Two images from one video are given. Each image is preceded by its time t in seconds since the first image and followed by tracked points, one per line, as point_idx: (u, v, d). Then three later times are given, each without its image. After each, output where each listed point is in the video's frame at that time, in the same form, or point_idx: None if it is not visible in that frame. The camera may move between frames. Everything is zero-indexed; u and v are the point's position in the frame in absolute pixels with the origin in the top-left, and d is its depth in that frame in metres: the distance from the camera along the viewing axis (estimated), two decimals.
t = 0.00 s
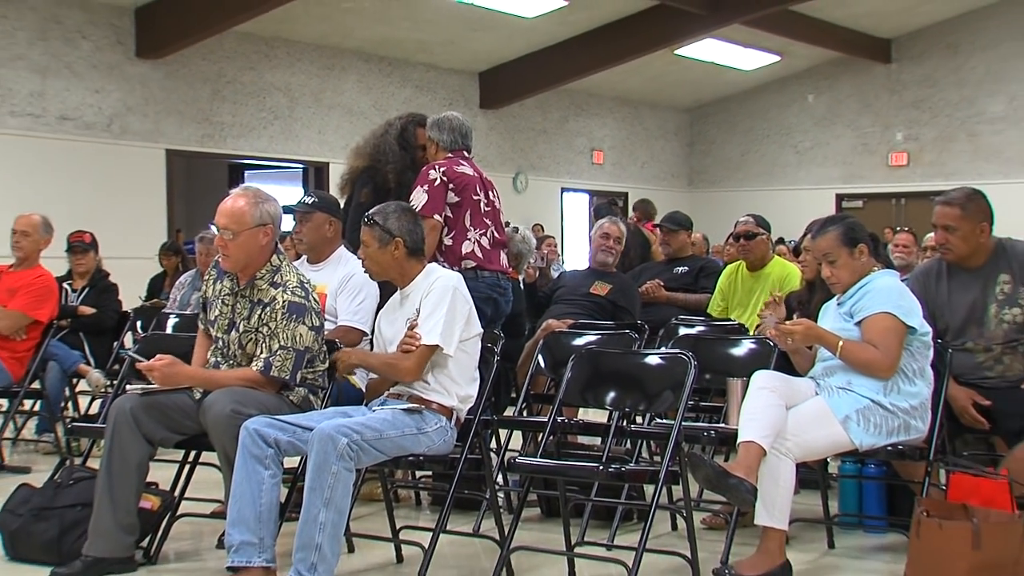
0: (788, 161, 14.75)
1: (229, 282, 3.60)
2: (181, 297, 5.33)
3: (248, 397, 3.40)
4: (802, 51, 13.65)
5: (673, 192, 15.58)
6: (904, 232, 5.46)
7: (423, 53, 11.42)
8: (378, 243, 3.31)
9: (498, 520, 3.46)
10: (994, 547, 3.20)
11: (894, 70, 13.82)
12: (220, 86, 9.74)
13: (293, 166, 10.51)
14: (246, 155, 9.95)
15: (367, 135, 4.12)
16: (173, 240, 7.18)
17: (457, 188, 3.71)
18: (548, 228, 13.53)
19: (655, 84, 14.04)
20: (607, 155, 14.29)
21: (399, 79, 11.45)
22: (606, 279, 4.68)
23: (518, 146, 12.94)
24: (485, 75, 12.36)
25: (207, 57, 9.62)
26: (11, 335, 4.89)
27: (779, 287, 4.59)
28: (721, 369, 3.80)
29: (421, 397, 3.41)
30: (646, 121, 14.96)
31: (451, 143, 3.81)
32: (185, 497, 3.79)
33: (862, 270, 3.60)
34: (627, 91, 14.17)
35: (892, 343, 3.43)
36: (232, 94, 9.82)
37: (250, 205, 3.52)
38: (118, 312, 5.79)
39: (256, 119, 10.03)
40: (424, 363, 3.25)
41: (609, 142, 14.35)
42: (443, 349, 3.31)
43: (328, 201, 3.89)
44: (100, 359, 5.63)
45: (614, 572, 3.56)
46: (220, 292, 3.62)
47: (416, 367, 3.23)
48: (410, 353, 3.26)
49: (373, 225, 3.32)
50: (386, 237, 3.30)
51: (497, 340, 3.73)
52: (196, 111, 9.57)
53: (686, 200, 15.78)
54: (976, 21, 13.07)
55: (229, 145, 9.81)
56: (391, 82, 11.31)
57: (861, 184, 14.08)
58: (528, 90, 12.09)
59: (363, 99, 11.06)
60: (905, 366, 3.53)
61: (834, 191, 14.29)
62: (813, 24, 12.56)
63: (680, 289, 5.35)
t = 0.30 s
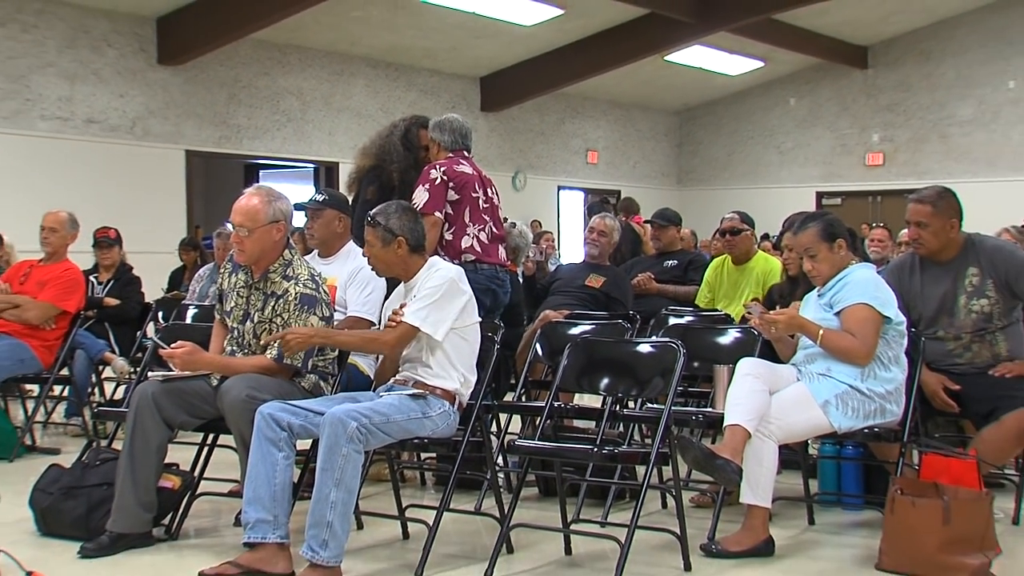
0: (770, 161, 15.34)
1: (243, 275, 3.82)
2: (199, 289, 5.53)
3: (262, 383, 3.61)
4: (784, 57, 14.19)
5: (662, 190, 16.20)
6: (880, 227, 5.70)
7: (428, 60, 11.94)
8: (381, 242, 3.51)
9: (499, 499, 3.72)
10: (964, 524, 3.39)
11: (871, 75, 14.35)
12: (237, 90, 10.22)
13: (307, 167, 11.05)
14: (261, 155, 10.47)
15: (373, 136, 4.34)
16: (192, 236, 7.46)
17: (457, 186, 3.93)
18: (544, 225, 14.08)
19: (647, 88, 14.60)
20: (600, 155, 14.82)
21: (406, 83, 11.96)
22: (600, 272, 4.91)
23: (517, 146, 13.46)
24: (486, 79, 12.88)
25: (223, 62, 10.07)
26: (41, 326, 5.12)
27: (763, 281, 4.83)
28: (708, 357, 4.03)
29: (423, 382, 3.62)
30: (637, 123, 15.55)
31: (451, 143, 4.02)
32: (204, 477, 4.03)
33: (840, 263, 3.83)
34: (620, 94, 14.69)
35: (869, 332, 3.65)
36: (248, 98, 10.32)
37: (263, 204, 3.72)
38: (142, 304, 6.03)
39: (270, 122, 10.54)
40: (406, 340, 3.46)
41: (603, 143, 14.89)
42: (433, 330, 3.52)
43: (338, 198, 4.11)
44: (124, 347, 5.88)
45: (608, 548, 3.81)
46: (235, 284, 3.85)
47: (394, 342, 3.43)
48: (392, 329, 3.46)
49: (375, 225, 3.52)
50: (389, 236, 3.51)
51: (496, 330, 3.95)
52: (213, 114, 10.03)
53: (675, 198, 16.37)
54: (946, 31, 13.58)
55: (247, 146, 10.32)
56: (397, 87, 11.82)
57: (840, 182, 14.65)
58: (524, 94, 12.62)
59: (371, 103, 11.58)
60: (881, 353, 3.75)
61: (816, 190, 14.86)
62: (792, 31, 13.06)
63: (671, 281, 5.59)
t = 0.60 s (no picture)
0: (754, 162, 15.87)
1: (260, 269, 4.08)
2: (219, 282, 5.79)
3: (279, 370, 3.87)
4: (767, 66, 14.63)
5: (654, 189, 16.69)
6: (857, 224, 5.98)
7: (433, 68, 12.37)
8: (387, 238, 3.76)
9: (500, 479, 4.00)
10: (932, 501, 3.62)
11: (845, 84, 14.91)
12: (254, 96, 10.59)
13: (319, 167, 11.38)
14: (276, 155, 10.84)
15: (381, 136, 4.60)
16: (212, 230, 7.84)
17: (461, 185, 4.18)
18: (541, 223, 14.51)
19: (640, 93, 15.07)
20: (595, 156, 15.25)
21: (413, 89, 12.38)
22: (594, 266, 5.16)
23: (517, 148, 13.88)
24: (489, 85, 13.30)
25: (246, 67, 10.47)
26: (72, 315, 5.39)
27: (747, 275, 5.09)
28: (696, 346, 4.29)
29: (434, 370, 3.88)
30: (629, 126, 16.01)
31: (455, 144, 4.27)
32: (223, 458, 4.29)
33: (821, 257, 4.09)
34: (614, 99, 15.13)
35: (846, 323, 3.90)
36: (263, 102, 10.69)
37: (279, 202, 3.96)
38: (164, 295, 6.34)
39: (287, 126, 10.96)
40: (431, 339, 3.71)
41: (597, 145, 15.31)
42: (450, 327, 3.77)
43: (348, 196, 4.37)
44: (149, 335, 6.22)
45: (601, 524, 4.08)
46: (252, 277, 4.10)
47: (422, 342, 3.68)
48: (418, 332, 3.70)
49: (382, 222, 3.76)
50: (395, 233, 3.75)
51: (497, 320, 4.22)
52: (234, 118, 10.40)
53: (666, 197, 16.85)
54: (916, 42, 14.14)
55: (263, 148, 10.69)
56: (405, 92, 12.24)
57: (815, 183, 15.22)
58: (524, 99, 13.03)
59: (381, 108, 12.03)
60: (857, 341, 4.01)
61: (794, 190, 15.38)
62: (778, 41, 13.50)
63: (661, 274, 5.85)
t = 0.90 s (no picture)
0: (738, 165, 16.36)
1: (277, 264, 4.37)
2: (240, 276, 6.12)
3: (296, 359, 4.16)
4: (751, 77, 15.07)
5: (645, 192, 17.14)
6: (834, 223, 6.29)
7: (438, 77, 12.81)
8: (399, 234, 4.06)
9: (500, 460, 4.31)
10: (902, 481, 3.90)
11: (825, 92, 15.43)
12: (275, 103, 11.14)
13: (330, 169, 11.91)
14: (292, 158, 11.36)
15: (390, 141, 4.90)
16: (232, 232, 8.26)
17: (466, 186, 4.48)
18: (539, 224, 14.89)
19: (632, 102, 15.56)
20: (591, 160, 15.66)
21: (420, 97, 12.83)
22: (589, 262, 5.46)
23: (518, 151, 14.27)
24: (492, 92, 13.69)
25: (264, 77, 10.98)
26: (104, 308, 5.71)
27: (731, 272, 5.39)
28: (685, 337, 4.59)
29: (439, 359, 4.17)
30: (623, 132, 16.44)
31: (461, 147, 4.57)
32: (242, 441, 4.60)
33: (800, 255, 4.38)
34: (608, 107, 15.57)
35: (824, 316, 4.18)
36: (282, 114, 11.24)
37: (302, 202, 4.25)
38: (189, 288, 6.67)
39: (300, 129, 11.44)
40: (442, 330, 4.01)
41: (592, 149, 15.71)
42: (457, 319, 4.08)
43: (360, 197, 4.70)
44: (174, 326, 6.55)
45: (595, 503, 4.37)
46: (269, 272, 4.40)
47: (434, 332, 3.98)
48: (430, 322, 4.01)
49: (396, 219, 4.06)
50: (407, 230, 4.05)
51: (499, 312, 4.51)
52: (254, 124, 10.94)
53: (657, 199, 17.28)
54: (887, 55, 14.66)
55: (281, 152, 11.24)
56: (411, 100, 12.68)
57: (794, 186, 15.73)
58: (522, 107, 13.46)
59: (389, 114, 12.48)
60: (834, 333, 4.29)
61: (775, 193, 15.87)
62: (763, 54, 13.98)
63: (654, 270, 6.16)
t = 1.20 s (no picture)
0: (737, 166, 16.41)
1: (279, 264, 4.39)
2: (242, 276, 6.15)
3: (298, 359, 4.17)
4: (751, 78, 15.08)
5: (645, 193, 17.16)
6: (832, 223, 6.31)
7: (438, 79, 12.84)
8: (403, 232, 4.08)
9: (500, 460, 4.32)
10: (900, 480, 3.91)
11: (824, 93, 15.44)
12: (275, 104, 11.14)
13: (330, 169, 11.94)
14: (292, 159, 11.38)
15: (392, 142, 4.92)
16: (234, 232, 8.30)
17: (470, 186, 4.50)
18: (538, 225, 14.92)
19: (631, 104, 15.55)
20: (590, 161, 15.68)
21: (421, 98, 12.86)
22: (589, 262, 5.48)
23: (518, 152, 14.30)
24: (493, 94, 13.72)
25: (265, 79, 11.00)
26: (106, 308, 5.73)
27: (729, 272, 5.42)
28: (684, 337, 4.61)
29: (438, 358, 4.19)
30: (622, 133, 16.46)
31: (464, 149, 4.59)
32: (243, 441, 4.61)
33: (799, 256, 4.40)
34: (608, 108, 15.57)
35: (823, 316, 4.20)
36: (282, 112, 11.23)
37: (301, 204, 4.26)
38: (190, 288, 6.70)
39: (303, 130, 11.47)
40: (442, 329, 4.03)
41: (592, 151, 15.73)
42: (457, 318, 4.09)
43: (361, 197, 4.70)
44: (175, 326, 6.57)
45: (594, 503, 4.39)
46: (272, 272, 4.41)
47: (433, 331, 4.01)
48: (430, 321, 4.03)
49: (400, 218, 4.08)
50: (411, 229, 4.07)
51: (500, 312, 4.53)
52: (254, 124, 10.94)
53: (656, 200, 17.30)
54: (884, 57, 14.69)
55: (280, 152, 11.22)
56: (412, 101, 12.71)
57: (797, 186, 15.75)
58: (524, 108, 13.47)
59: (390, 115, 12.50)
60: (833, 334, 4.31)
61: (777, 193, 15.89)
62: (761, 55, 14.01)
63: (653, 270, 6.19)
